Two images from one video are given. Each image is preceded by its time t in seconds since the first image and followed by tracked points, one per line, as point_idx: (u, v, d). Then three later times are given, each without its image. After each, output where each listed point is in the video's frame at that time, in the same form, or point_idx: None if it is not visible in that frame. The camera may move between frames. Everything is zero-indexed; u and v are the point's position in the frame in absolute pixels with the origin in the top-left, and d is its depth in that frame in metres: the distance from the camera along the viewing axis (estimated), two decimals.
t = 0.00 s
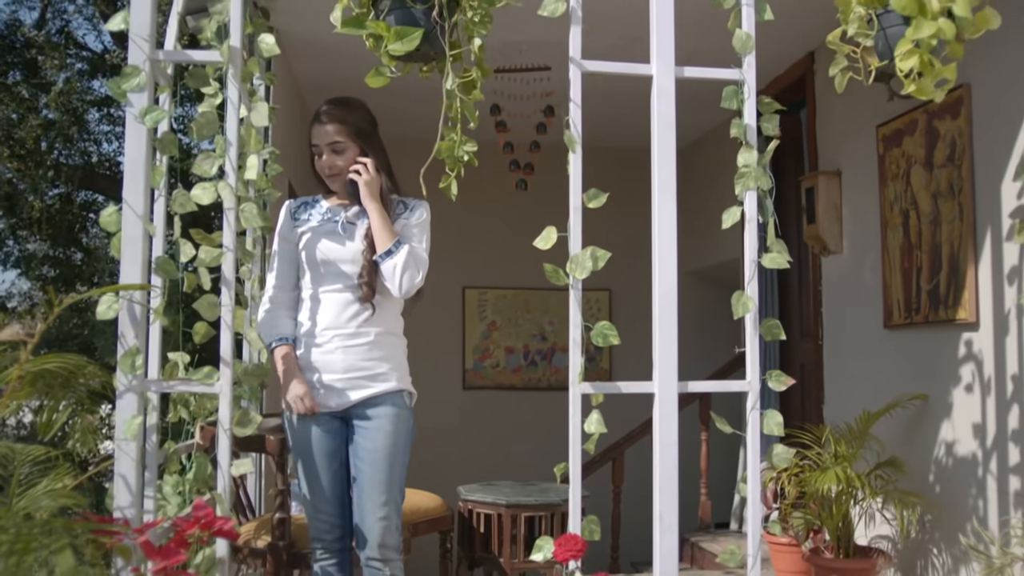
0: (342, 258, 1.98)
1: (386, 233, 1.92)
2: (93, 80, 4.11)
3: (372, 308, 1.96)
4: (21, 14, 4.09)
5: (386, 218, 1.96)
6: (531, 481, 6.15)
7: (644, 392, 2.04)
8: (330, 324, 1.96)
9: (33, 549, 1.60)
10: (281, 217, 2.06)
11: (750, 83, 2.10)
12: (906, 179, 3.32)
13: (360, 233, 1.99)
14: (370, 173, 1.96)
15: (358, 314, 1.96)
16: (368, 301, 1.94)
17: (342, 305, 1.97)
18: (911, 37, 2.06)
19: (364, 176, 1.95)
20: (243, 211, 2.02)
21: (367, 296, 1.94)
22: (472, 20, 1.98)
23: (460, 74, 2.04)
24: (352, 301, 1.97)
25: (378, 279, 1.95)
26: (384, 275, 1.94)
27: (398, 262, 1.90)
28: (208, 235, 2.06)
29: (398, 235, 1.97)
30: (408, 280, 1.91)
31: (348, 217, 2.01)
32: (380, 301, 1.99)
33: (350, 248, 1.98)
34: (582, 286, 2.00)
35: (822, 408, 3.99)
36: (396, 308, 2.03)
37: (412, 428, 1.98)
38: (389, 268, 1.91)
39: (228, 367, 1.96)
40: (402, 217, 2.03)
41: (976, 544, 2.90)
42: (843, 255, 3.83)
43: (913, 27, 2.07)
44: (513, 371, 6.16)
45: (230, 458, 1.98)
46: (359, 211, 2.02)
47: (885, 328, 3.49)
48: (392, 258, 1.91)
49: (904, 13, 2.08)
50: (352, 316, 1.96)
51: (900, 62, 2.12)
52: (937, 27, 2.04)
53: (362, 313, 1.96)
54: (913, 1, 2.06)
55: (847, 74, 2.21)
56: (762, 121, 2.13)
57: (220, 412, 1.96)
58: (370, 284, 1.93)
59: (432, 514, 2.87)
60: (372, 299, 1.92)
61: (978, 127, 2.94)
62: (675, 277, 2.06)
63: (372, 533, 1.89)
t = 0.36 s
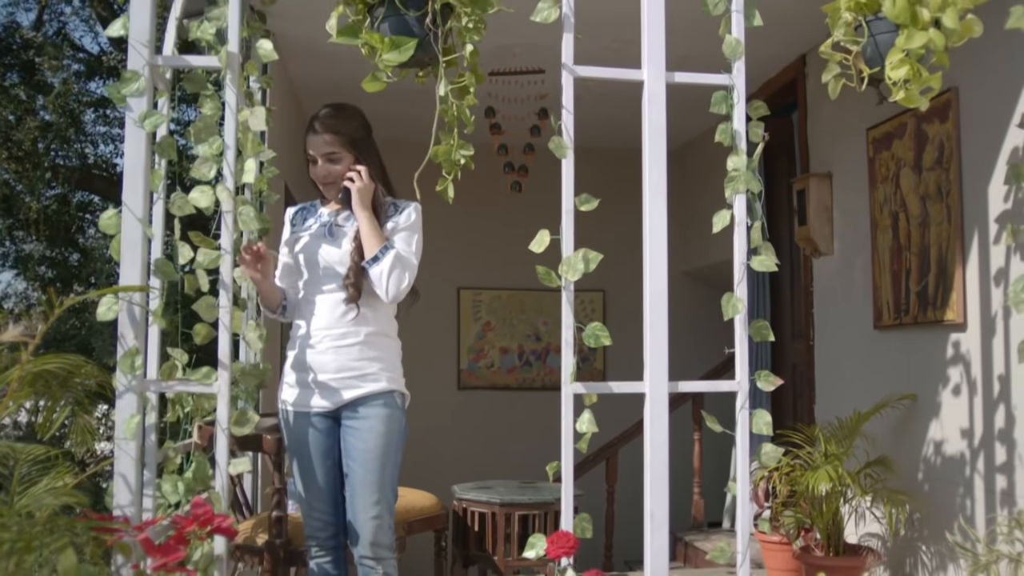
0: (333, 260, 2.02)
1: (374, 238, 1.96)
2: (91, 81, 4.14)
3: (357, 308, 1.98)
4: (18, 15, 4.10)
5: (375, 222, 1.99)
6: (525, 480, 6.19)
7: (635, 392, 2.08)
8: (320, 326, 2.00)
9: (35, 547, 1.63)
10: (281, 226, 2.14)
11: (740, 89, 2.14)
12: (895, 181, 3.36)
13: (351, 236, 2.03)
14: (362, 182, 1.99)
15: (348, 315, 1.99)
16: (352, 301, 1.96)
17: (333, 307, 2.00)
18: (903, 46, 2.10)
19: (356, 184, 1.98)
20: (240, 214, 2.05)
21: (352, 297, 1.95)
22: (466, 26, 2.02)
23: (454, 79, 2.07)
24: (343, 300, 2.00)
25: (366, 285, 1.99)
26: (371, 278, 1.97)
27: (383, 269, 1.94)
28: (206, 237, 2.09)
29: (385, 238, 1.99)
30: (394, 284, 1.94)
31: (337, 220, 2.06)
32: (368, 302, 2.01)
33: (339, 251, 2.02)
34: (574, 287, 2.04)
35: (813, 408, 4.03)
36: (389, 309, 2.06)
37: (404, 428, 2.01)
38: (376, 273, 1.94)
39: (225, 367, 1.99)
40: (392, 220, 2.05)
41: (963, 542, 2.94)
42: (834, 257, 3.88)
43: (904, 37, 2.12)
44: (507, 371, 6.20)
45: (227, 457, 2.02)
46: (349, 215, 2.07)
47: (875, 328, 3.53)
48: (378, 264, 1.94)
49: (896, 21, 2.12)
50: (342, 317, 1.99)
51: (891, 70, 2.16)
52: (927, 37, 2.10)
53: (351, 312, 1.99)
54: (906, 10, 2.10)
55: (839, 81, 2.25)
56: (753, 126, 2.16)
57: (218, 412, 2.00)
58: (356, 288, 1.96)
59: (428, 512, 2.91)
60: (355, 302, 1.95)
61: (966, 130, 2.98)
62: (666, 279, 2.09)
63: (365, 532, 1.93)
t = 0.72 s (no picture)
0: (330, 261, 2.03)
1: (371, 241, 1.98)
2: (90, 82, 4.15)
3: (355, 310, 2.00)
4: (16, 16, 4.11)
5: (372, 227, 2.01)
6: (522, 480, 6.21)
7: (631, 392, 2.10)
8: (317, 327, 2.01)
9: (37, 549, 1.65)
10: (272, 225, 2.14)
11: (735, 90, 2.16)
12: (890, 182, 3.38)
13: (347, 237, 2.04)
14: (361, 181, 2.01)
15: (345, 317, 2.00)
16: (351, 303, 1.97)
17: (328, 309, 2.01)
18: (897, 47, 2.12)
19: (354, 184, 2.00)
20: (240, 215, 2.07)
21: (350, 299, 1.97)
22: (464, 28, 2.04)
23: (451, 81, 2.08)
24: (338, 302, 2.01)
25: (362, 285, 2.00)
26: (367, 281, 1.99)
27: (380, 269, 1.96)
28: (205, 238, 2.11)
29: (381, 242, 2.02)
30: (390, 287, 1.96)
31: (332, 221, 2.07)
32: (364, 304, 2.03)
33: (335, 251, 2.03)
34: (570, 288, 2.06)
35: (809, 407, 4.05)
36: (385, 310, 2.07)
37: (399, 428, 2.02)
38: (372, 276, 1.96)
39: (224, 367, 2.01)
40: (387, 222, 2.08)
41: (957, 541, 2.96)
42: (829, 257, 3.90)
43: (898, 39, 2.14)
44: (505, 371, 6.21)
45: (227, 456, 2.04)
46: (344, 215, 2.08)
47: (870, 328, 3.55)
48: (376, 266, 1.96)
49: (890, 24, 2.14)
50: (339, 318, 2.00)
51: (885, 71, 2.17)
52: (921, 40, 2.12)
53: (347, 314, 2.00)
54: (900, 12, 2.13)
55: (831, 82, 2.27)
56: (746, 128, 2.18)
57: (216, 412, 2.01)
58: (354, 288, 1.97)
59: (425, 511, 2.92)
60: (353, 302, 1.96)
61: (961, 132, 3.00)
62: (661, 279, 2.11)
63: (361, 530, 1.94)
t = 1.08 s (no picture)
0: (327, 260, 2.04)
1: (368, 242, 1.99)
2: (89, 83, 4.15)
3: (352, 310, 2.01)
4: (16, 16, 4.11)
5: (369, 227, 2.02)
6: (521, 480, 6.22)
7: (629, 391, 2.10)
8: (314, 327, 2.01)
9: (36, 546, 1.65)
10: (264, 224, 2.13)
11: (732, 91, 2.17)
12: (888, 183, 3.39)
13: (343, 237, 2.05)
14: (358, 181, 2.02)
15: (342, 317, 2.01)
16: (347, 303, 1.98)
17: (324, 309, 2.02)
18: (892, 46, 2.13)
19: (351, 184, 2.00)
20: (239, 216, 2.07)
21: (348, 299, 1.97)
22: (463, 28, 2.05)
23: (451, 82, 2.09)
24: (335, 302, 2.02)
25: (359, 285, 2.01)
26: (365, 281, 2.00)
27: (378, 269, 1.97)
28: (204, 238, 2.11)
29: (379, 242, 2.03)
30: (388, 288, 1.97)
31: (329, 221, 2.07)
32: (361, 305, 2.04)
33: (333, 250, 2.04)
34: (569, 288, 2.06)
35: (808, 407, 4.06)
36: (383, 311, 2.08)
37: (396, 427, 2.03)
38: (370, 276, 1.97)
39: (224, 366, 2.01)
40: (383, 222, 2.08)
41: (955, 540, 2.98)
42: (827, 258, 3.90)
43: (894, 39, 2.15)
44: (504, 371, 6.22)
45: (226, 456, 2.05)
46: (340, 215, 2.08)
47: (868, 329, 3.56)
48: (374, 267, 1.98)
49: (885, 24, 2.15)
50: (336, 317, 2.01)
51: (880, 70, 2.17)
52: (917, 39, 2.13)
53: (345, 314, 2.01)
54: (894, 12, 2.14)
55: (828, 82, 2.27)
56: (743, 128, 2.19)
57: (216, 412, 2.02)
58: (352, 288, 1.98)
59: (423, 510, 2.92)
60: (351, 302, 1.97)
61: (959, 132, 3.01)
62: (660, 279, 2.12)
63: (361, 529, 1.95)
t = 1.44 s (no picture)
0: (325, 260, 2.03)
1: (365, 241, 1.99)
2: (89, 83, 4.15)
3: (349, 310, 2.01)
4: (16, 16, 4.11)
5: (365, 227, 2.02)
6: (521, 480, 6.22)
7: (629, 391, 2.10)
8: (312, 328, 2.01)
9: (37, 546, 1.65)
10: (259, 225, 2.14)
11: (732, 92, 2.17)
12: (887, 183, 3.39)
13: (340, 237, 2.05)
14: (356, 182, 2.02)
15: (340, 317, 2.01)
16: (345, 303, 1.98)
17: (321, 309, 2.02)
18: (890, 48, 2.13)
19: (349, 184, 2.01)
20: (239, 216, 2.07)
21: (345, 299, 1.98)
22: (462, 29, 2.05)
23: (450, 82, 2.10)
24: (332, 301, 2.02)
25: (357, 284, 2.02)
26: (362, 281, 2.00)
27: (376, 268, 1.98)
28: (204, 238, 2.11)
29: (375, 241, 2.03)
30: (386, 287, 1.98)
31: (325, 222, 2.07)
32: (358, 304, 2.04)
33: (329, 250, 2.04)
34: (569, 289, 2.06)
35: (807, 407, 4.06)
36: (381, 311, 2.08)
37: (394, 427, 2.04)
38: (368, 276, 1.98)
39: (225, 366, 2.01)
40: (379, 222, 2.09)
41: (955, 540, 2.98)
42: (827, 258, 3.90)
43: (892, 41, 2.15)
44: (504, 371, 6.22)
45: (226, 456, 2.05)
46: (337, 216, 2.09)
47: (868, 329, 3.56)
48: (371, 267, 1.99)
49: (882, 26, 2.16)
50: (334, 317, 2.01)
51: (879, 72, 2.18)
52: (915, 41, 2.13)
53: (342, 314, 2.01)
54: (892, 14, 2.14)
55: (827, 83, 2.28)
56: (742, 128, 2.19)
57: (216, 411, 2.02)
58: (350, 288, 1.98)
59: (423, 510, 2.92)
60: (349, 302, 1.97)
61: (959, 132, 3.01)
62: (659, 279, 2.12)
63: (359, 530, 1.95)
